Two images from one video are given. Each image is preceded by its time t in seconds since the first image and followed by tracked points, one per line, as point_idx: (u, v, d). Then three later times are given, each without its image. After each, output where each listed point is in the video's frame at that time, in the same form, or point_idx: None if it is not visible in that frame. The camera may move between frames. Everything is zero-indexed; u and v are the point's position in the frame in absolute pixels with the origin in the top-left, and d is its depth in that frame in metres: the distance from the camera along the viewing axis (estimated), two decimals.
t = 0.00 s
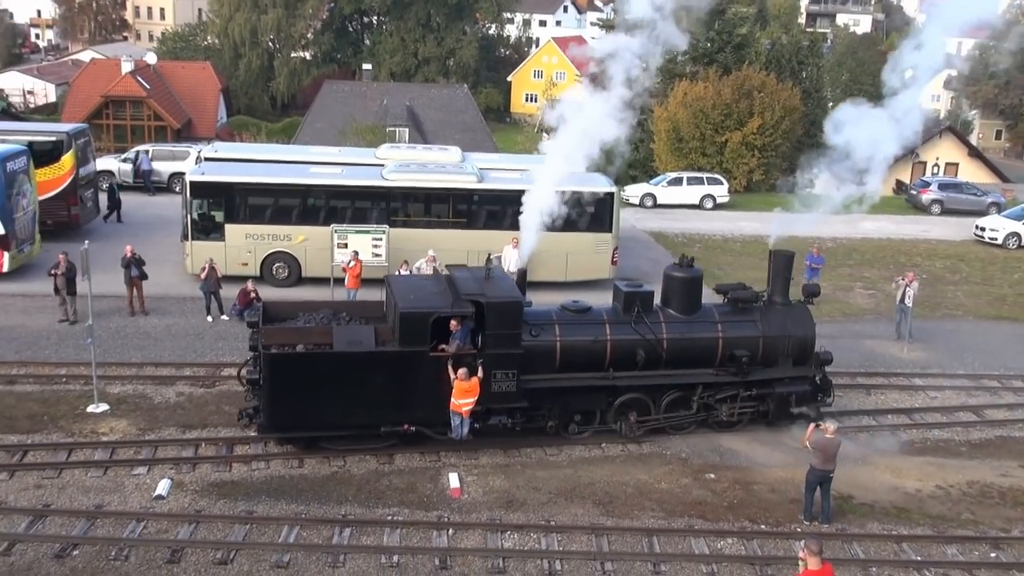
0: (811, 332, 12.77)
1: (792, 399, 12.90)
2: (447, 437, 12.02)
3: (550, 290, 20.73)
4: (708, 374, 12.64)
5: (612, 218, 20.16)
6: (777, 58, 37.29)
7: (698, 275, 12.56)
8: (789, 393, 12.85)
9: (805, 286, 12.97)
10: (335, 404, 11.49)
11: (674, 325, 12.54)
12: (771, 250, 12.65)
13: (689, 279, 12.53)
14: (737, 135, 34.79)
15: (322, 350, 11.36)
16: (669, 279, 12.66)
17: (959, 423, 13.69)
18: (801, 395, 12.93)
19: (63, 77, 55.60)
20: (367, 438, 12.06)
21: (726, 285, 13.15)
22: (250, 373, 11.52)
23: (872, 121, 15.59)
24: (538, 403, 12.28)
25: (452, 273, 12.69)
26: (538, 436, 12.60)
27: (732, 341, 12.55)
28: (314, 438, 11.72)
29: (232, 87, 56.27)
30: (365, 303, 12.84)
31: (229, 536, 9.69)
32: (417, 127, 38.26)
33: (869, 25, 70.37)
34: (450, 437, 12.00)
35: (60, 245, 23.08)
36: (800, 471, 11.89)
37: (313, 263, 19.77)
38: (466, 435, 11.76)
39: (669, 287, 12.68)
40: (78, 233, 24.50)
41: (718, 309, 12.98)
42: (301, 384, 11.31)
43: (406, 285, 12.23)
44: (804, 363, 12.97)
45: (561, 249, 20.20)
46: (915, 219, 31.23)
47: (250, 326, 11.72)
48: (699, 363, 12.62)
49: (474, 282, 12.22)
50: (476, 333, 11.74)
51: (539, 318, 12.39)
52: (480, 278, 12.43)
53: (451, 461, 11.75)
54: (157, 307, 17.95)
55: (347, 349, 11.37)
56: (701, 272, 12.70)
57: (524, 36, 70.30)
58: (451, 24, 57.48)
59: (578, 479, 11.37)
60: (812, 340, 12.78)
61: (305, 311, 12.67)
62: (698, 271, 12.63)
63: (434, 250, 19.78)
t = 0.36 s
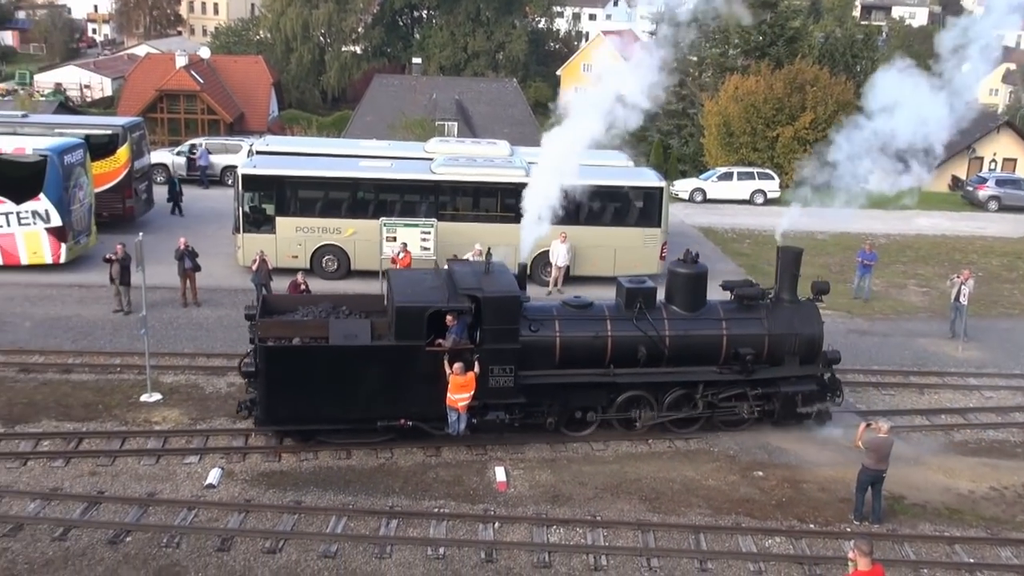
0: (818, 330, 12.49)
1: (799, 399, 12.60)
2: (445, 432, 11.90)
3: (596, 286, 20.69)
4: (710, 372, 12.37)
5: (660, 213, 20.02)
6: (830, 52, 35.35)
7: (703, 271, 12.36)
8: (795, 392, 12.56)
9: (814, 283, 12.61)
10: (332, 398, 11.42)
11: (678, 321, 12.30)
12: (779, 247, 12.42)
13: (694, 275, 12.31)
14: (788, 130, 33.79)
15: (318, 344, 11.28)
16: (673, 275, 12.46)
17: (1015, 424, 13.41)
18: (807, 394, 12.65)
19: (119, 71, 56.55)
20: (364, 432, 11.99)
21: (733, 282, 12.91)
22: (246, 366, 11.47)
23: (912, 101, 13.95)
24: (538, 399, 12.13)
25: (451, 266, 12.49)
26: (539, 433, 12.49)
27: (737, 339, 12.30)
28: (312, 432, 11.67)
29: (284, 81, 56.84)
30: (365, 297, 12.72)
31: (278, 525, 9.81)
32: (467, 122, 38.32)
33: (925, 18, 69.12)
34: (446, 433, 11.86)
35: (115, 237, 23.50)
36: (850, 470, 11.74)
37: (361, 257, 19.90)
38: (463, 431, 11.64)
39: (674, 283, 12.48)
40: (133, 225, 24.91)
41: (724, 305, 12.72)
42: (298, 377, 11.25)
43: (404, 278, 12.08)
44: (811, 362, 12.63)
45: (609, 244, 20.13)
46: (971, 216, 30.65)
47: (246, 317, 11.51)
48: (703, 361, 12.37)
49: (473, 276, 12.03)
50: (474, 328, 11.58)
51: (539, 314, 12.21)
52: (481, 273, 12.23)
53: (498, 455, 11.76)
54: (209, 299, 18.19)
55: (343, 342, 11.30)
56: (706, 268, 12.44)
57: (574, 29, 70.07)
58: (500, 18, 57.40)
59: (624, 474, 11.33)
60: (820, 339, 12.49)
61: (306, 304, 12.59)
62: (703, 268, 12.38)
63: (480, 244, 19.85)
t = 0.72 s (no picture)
0: (816, 328, 12.22)
1: (794, 398, 12.40)
2: (433, 427, 11.89)
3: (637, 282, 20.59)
4: (704, 369, 12.16)
5: (703, 209, 19.87)
6: (878, 46, 34.22)
7: (698, 267, 12.20)
8: (791, 391, 12.33)
9: (813, 280, 12.34)
10: (320, 392, 11.42)
11: (672, 318, 12.14)
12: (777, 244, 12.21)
13: (688, 271, 12.18)
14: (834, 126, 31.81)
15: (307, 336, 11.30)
16: (667, 270, 12.33)
17: None
18: (803, 393, 12.42)
19: (166, 65, 57.26)
20: (354, 426, 11.98)
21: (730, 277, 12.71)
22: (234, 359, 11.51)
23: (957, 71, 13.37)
24: (528, 395, 12.00)
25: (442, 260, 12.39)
26: (528, 429, 12.36)
27: (731, 336, 12.08)
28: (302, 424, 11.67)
29: (328, 75, 57.17)
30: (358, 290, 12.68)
31: (318, 516, 9.89)
32: (509, 116, 38.36)
33: (976, 11, 67.85)
34: (436, 428, 11.84)
35: (162, 229, 23.82)
36: (893, 470, 11.59)
37: (402, 250, 19.96)
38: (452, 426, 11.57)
39: (668, 279, 12.33)
40: (178, 218, 25.22)
41: (720, 302, 12.51)
42: (285, 371, 11.27)
43: (394, 271, 12.03)
44: (808, 360, 12.35)
45: (650, 241, 20.04)
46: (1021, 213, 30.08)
47: (236, 310, 11.55)
48: (696, 359, 12.16)
49: (464, 269, 11.97)
50: (462, 325, 11.55)
51: (531, 309, 12.10)
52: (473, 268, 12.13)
53: (537, 450, 11.78)
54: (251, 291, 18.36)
55: (330, 336, 11.30)
56: (700, 264, 12.25)
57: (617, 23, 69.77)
58: (543, 12, 57.21)
59: (664, 471, 11.29)
60: (818, 337, 12.23)
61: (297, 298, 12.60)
62: (696, 264, 12.24)
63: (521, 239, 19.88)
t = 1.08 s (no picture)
0: (817, 327, 11.99)
1: (794, 398, 12.12)
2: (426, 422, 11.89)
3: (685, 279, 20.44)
4: (702, 368, 12.01)
5: (752, 206, 19.71)
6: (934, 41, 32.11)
7: (697, 264, 12.01)
8: (791, 391, 12.08)
9: (817, 279, 12.13)
10: (312, 385, 11.50)
11: (670, 315, 11.97)
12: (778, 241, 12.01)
13: (686, 267, 11.98)
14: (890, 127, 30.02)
15: (299, 329, 11.36)
16: (665, 267, 12.12)
17: None
18: (804, 393, 12.16)
19: (219, 60, 57.89)
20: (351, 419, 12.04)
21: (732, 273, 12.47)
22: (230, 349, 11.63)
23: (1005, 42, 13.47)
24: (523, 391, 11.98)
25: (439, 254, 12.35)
26: (524, 425, 12.33)
27: (729, 335, 11.89)
28: (296, 417, 11.74)
29: (378, 71, 57.36)
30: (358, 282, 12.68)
31: (364, 508, 9.97)
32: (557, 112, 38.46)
33: None
34: (428, 423, 11.85)
35: (213, 223, 24.13)
36: (944, 473, 11.39)
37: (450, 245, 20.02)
38: (445, 421, 11.63)
39: (666, 276, 12.15)
40: (229, 211, 25.53)
41: (721, 300, 12.32)
42: (278, 363, 11.36)
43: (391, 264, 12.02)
44: (810, 360, 12.14)
45: (699, 237, 19.90)
46: None
47: (231, 300, 11.62)
48: (694, 357, 12.01)
49: (460, 265, 11.91)
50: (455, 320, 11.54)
51: (527, 305, 12.03)
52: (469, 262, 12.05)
53: (582, 446, 11.77)
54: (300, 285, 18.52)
55: (322, 329, 11.36)
56: (700, 261, 12.06)
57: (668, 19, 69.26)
58: (593, 8, 56.94)
59: (711, 469, 11.21)
60: (819, 336, 12.00)
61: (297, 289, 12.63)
62: (696, 261, 12.02)
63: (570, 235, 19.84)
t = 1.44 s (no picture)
0: (831, 327, 11.73)
1: (806, 399, 11.97)
2: (431, 417, 11.88)
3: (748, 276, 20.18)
4: (710, 367, 11.82)
5: (817, 204, 19.42)
6: (1007, 34, 32.64)
7: (707, 262, 11.82)
8: (803, 391, 11.91)
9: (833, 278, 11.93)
10: (319, 378, 11.61)
11: (679, 313, 11.81)
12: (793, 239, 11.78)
13: (696, 266, 11.79)
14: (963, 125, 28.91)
15: (305, 322, 11.50)
16: (675, 265, 11.96)
17: None
18: (815, 394, 11.99)
19: (284, 57, 58.61)
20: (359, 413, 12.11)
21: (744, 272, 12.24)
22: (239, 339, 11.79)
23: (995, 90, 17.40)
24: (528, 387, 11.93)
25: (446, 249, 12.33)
26: (529, 422, 12.24)
27: (739, 334, 11.70)
28: (304, 409, 11.85)
29: (440, 67, 57.53)
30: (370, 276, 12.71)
31: (423, 502, 10.04)
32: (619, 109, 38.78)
33: None
34: (433, 418, 11.82)
35: (277, 217, 24.45)
36: (1013, 479, 11.13)
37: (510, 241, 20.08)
38: (449, 416, 11.60)
39: (676, 274, 11.97)
40: (292, 206, 25.85)
41: (732, 299, 12.12)
42: (285, 355, 11.51)
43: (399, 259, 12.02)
44: (823, 360, 11.87)
45: (762, 235, 19.68)
46: None
47: (242, 293, 11.78)
48: (704, 356, 11.82)
49: (467, 260, 11.87)
50: (460, 315, 11.53)
51: (534, 301, 11.94)
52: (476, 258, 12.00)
53: (641, 445, 11.71)
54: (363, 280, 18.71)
55: (328, 323, 11.46)
56: (711, 258, 11.88)
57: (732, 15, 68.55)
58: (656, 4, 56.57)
59: (771, 471, 11.09)
60: (833, 336, 11.73)
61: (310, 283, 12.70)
62: (706, 259, 11.83)
63: (632, 232, 19.73)
